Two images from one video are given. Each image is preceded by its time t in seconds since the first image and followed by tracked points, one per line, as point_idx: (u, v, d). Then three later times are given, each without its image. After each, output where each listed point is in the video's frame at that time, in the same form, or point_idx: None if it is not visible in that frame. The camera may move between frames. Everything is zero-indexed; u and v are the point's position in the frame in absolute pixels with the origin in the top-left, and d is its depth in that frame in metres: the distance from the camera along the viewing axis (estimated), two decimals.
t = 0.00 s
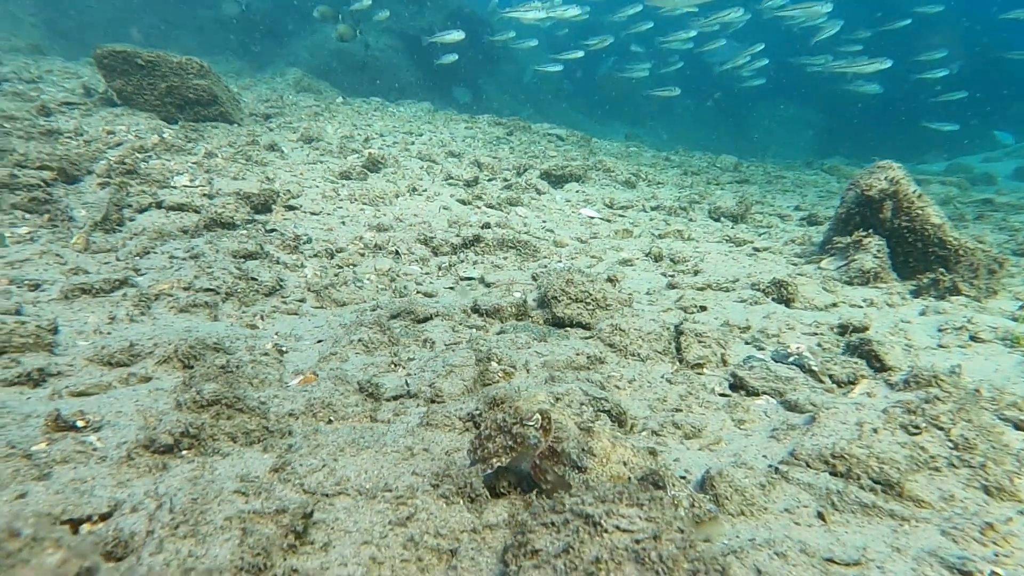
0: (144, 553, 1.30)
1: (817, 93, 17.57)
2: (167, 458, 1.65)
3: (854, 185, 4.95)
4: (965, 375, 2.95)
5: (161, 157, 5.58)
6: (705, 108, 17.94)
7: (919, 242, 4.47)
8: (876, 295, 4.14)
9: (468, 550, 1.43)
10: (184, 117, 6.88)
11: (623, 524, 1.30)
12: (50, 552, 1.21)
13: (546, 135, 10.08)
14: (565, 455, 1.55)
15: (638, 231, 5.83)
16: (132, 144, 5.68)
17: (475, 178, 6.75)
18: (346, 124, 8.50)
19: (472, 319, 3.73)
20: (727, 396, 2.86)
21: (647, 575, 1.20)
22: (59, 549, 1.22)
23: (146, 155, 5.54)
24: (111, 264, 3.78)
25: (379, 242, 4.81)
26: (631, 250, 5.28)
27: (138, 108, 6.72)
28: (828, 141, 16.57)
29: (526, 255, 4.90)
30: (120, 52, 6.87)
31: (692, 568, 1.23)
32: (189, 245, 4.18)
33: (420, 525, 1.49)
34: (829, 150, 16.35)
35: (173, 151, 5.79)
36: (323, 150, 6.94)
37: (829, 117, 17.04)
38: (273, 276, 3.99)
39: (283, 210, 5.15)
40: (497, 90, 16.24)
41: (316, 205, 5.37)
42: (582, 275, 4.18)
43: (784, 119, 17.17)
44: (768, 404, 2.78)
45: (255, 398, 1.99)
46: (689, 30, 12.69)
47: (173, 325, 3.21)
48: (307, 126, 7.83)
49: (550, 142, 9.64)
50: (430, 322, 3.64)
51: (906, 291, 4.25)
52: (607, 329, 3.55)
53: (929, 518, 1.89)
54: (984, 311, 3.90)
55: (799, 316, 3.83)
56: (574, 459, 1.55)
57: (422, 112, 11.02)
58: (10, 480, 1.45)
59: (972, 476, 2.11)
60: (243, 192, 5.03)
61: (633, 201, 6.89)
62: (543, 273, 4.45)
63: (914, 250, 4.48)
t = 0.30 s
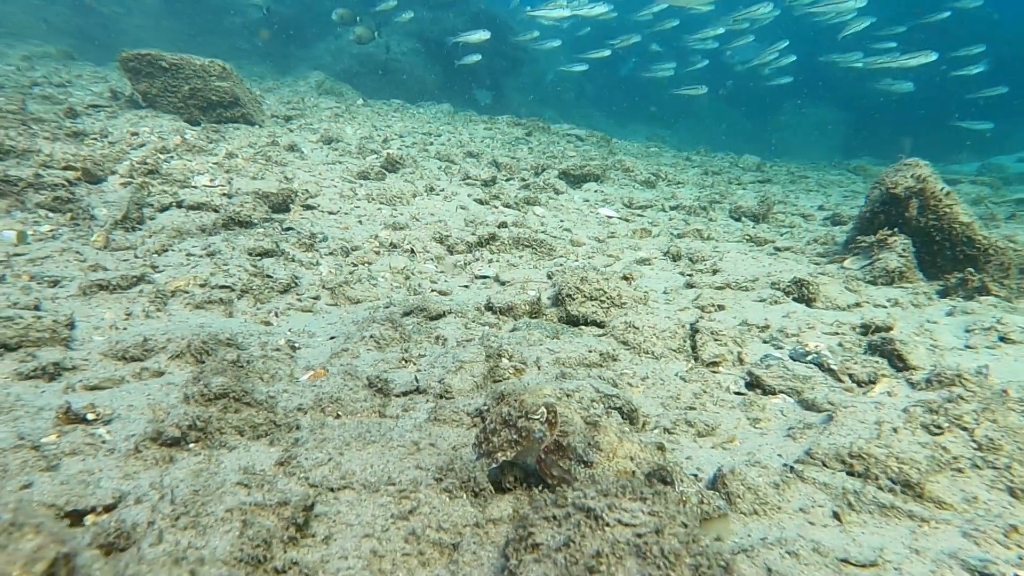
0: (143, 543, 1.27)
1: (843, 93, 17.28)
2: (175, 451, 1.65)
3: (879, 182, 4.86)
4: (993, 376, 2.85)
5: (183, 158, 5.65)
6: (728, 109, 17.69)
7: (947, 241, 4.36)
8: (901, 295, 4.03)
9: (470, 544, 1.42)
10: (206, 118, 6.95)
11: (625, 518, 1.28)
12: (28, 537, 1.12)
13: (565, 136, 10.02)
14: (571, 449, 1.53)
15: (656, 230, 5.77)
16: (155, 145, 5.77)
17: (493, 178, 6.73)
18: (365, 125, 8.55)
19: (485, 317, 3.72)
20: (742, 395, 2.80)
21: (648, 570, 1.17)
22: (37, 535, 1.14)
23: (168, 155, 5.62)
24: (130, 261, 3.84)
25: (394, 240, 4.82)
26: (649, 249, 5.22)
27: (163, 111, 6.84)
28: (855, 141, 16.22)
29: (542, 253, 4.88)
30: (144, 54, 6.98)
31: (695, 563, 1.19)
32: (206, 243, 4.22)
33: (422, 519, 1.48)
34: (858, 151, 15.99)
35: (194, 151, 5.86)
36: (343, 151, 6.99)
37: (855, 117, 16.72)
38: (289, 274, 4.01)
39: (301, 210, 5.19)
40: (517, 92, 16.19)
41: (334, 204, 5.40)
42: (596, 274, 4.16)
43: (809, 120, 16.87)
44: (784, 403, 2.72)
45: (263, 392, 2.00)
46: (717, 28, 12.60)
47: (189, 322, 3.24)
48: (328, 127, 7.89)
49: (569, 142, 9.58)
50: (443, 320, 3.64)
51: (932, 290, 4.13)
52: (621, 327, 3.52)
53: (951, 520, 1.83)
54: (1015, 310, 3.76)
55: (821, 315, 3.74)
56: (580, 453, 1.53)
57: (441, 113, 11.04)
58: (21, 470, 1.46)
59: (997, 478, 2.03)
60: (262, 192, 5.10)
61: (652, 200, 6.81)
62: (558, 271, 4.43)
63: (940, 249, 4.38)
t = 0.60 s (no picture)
0: (136, 531, 1.27)
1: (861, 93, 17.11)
2: (177, 442, 1.66)
3: (900, 179, 4.78)
4: (1016, 374, 2.77)
5: (199, 157, 5.70)
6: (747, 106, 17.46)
7: (970, 238, 4.27)
8: (921, 293, 3.94)
9: (466, 535, 1.41)
10: (224, 118, 6.98)
11: (619, 508, 1.26)
12: None
13: (581, 134, 9.96)
14: (570, 441, 1.51)
15: (671, 228, 5.70)
16: (172, 144, 5.84)
17: (507, 176, 6.70)
18: (381, 124, 8.57)
19: (494, 313, 3.69)
20: (753, 390, 2.76)
21: (642, 560, 1.15)
22: (8, 517, 1.04)
23: (185, 155, 5.67)
24: (142, 257, 3.87)
25: (406, 237, 4.82)
26: (663, 246, 5.17)
27: (182, 111, 6.92)
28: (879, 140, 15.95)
29: (554, 250, 4.85)
30: (164, 55, 7.03)
31: (690, 554, 1.16)
32: (218, 240, 4.25)
33: (418, 510, 1.48)
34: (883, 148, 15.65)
35: (211, 151, 5.91)
36: (358, 150, 7.01)
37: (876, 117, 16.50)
38: (299, 270, 4.02)
39: (315, 207, 5.22)
40: (536, 92, 16.07)
41: (347, 202, 5.41)
42: (607, 270, 4.13)
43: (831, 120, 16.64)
44: (796, 399, 2.67)
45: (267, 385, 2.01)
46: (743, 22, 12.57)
47: (199, 316, 3.26)
48: (344, 126, 7.92)
49: (585, 141, 9.51)
50: (452, 316, 3.64)
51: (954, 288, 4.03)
52: (630, 323, 3.48)
53: (964, 517, 1.77)
54: None
55: (837, 312, 3.67)
56: (579, 445, 1.51)
57: (456, 113, 11.02)
58: (22, 460, 1.47)
59: (1014, 475, 1.97)
60: (276, 189, 5.11)
61: (667, 198, 6.74)
62: (569, 268, 4.40)
63: (963, 246, 4.29)
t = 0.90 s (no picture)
0: (130, 521, 1.24)
1: (882, 93, 16.88)
2: (176, 435, 1.66)
3: (918, 176, 4.70)
4: None
5: (215, 157, 5.75)
6: (767, 106, 17.25)
7: (991, 236, 4.18)
8: (939, 291, 3.85)
9: (458, 528, 1.42)
10: (240, 120, 7.04)
11: (609, 499, 1.25)
12: None
13: (597, 134, 9.89)
14: (567, 434, 1.51)
15: (685, 227, 5.65)
16: (189, 144, 5.90)
17: (521, 175, 6.67)
18: (396, 125, 8.58)
19: (502, 310, 3.68)
20: (761, 387, 2.72)
21: (630, 551, 1.14)
22: None
23: (201, 154, 5.72)
24: (154, 254, 3.89)
25: (416, 235, 4.81)
26: (676, 245, 5.12)
27: (198, 113, 6.97)
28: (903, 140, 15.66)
29: (565, 248, 4.84)
30: (182, 57, 7.07)
31: (679, 545, 1.16)
32: (229, 237, 4.28)
33: (411, 503, 1.48)
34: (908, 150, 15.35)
35: (226, 150, 5.95)
36: (373, 150, 7.03)
37: (899, 118, 16.26)
38: (309, 267, 4.04)
39: (327, 206, 5.24)
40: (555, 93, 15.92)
41: (360, 202, 5.43)
42: (616, 267, 4.09)
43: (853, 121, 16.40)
44: (805, 397, 2.63)
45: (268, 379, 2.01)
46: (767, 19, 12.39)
47: (208, 312, 3.27)
48: (359, 127, 7.94)
49: (601, 140, 9.44)
50: (459, 312, 3.63)
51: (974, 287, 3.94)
52: (637, 319, 3.46)
53: (972, 515, 1.73)
54: None
55: (851, 311, 3.61)
56: (576, 438, 1.51)
57: (470, 113, 11.02)
58: (21, 451, 1.47)
59: None
60: (289, 188, 5.13)
61: (682, 197, 6.66)
62: (580, 266, 4.38)
63: (985, 243, 4.21)
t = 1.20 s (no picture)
0: (121, 514, 1.22)
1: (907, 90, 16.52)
2: (178, 430, 1.66)
3: (939, 173, 4.60)
4: None
5: (232, 157, 5.81)
6: (791, 106, 16.94)
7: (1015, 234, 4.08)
8: (960, 290, 3.75)
9: (453, 522, 1.42)
10: (258, 121, 7.09)
11: (601, 491, 1.25)
12: None
13: (613, 134, 9.82)
14: (565, 429, 1.50)
15: (701, 227, 5.57)
16: (206, 145, 5.98)
17: (535, 174, 6.63)
18: (412, 125, 8.59)
19: (511, 308, 3.66)
20: (770, 385, 2.68)
21: (619, 544, 1.13)
22: None
23: (218, 155, 5.79)
24: (168, 252, 3.93)
25: (428, 234, 4.81)
26: (691, 244, 5.07)
27: (217, 114, 7.05)
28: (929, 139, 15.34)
29: (577, 247, 4.81)
30: (202, 60, 7.13)
31: (669, 539, 1.14)
32: (242, 236, 4.31)
33: (406, 498, 1.49)
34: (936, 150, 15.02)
35: (243, 151, 6.01)
36: (388, 151, 7.05)
37: (923, 117, 15.95)
38: (320, 266, 4.06)
39: (341, 206, 5.27)
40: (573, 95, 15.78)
41: (374, 201, 5.45)
42: (627, 265, 4.04)
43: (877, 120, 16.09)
44: (815, 395, 2.58)
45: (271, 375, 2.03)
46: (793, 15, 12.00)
47: (219, 309, 3.30)
48: (375, 128, 7.98)
49: (617, 140, 9.37)
50: (468, 310, 3.62)
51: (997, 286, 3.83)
52: (646, 317, 3.42)
53: (983, 515, 1.68)
54: None
55: (867, 309, 3.53)
56: (574, 433, 1.50)
57: (485, 113, 11.01)
58: (24, 444, 1.47)
59: None
60: (303, 188, 5.17)
61: (698, 196, 6.58)
62: (591, 264, 4.34)
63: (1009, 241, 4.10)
